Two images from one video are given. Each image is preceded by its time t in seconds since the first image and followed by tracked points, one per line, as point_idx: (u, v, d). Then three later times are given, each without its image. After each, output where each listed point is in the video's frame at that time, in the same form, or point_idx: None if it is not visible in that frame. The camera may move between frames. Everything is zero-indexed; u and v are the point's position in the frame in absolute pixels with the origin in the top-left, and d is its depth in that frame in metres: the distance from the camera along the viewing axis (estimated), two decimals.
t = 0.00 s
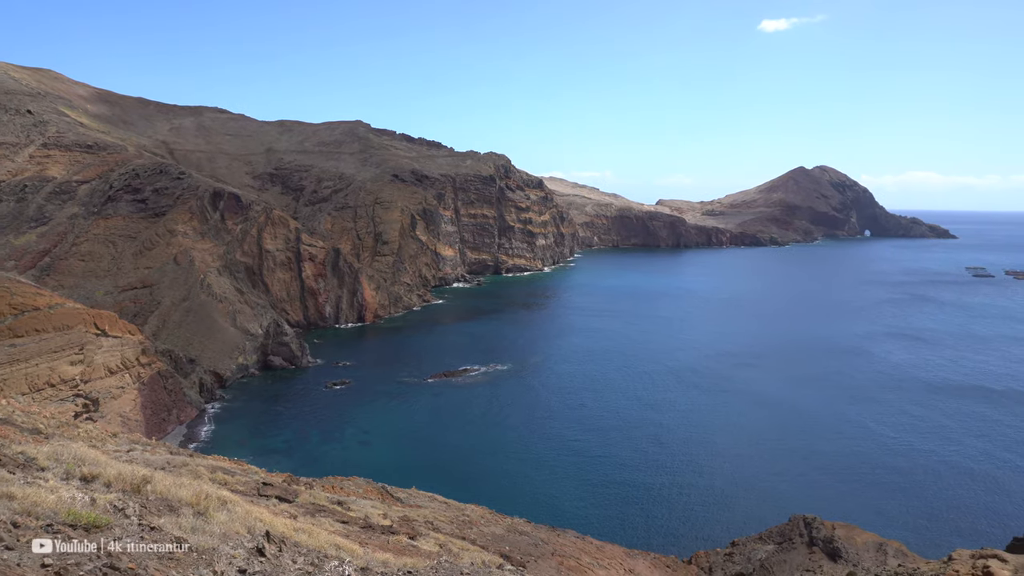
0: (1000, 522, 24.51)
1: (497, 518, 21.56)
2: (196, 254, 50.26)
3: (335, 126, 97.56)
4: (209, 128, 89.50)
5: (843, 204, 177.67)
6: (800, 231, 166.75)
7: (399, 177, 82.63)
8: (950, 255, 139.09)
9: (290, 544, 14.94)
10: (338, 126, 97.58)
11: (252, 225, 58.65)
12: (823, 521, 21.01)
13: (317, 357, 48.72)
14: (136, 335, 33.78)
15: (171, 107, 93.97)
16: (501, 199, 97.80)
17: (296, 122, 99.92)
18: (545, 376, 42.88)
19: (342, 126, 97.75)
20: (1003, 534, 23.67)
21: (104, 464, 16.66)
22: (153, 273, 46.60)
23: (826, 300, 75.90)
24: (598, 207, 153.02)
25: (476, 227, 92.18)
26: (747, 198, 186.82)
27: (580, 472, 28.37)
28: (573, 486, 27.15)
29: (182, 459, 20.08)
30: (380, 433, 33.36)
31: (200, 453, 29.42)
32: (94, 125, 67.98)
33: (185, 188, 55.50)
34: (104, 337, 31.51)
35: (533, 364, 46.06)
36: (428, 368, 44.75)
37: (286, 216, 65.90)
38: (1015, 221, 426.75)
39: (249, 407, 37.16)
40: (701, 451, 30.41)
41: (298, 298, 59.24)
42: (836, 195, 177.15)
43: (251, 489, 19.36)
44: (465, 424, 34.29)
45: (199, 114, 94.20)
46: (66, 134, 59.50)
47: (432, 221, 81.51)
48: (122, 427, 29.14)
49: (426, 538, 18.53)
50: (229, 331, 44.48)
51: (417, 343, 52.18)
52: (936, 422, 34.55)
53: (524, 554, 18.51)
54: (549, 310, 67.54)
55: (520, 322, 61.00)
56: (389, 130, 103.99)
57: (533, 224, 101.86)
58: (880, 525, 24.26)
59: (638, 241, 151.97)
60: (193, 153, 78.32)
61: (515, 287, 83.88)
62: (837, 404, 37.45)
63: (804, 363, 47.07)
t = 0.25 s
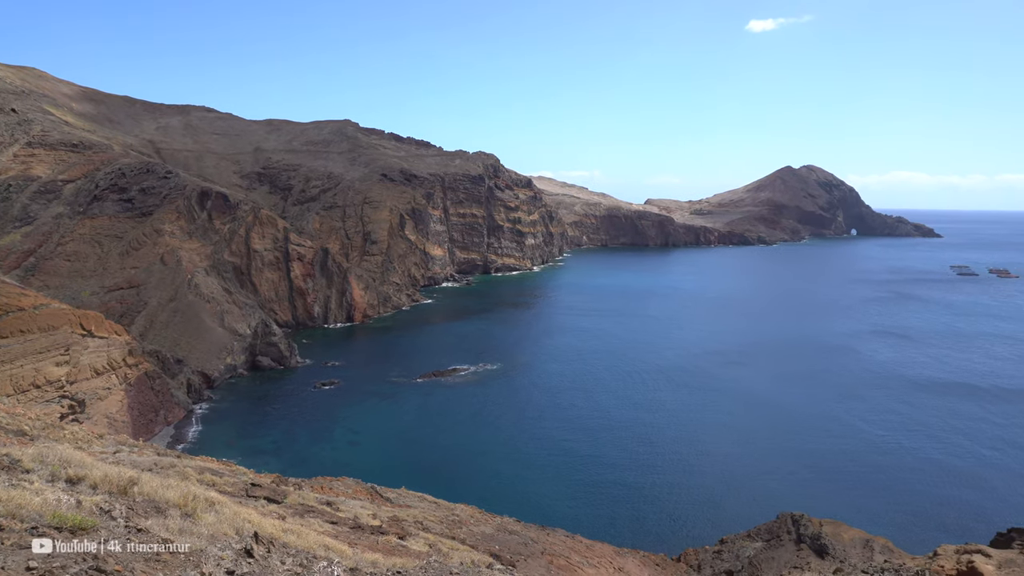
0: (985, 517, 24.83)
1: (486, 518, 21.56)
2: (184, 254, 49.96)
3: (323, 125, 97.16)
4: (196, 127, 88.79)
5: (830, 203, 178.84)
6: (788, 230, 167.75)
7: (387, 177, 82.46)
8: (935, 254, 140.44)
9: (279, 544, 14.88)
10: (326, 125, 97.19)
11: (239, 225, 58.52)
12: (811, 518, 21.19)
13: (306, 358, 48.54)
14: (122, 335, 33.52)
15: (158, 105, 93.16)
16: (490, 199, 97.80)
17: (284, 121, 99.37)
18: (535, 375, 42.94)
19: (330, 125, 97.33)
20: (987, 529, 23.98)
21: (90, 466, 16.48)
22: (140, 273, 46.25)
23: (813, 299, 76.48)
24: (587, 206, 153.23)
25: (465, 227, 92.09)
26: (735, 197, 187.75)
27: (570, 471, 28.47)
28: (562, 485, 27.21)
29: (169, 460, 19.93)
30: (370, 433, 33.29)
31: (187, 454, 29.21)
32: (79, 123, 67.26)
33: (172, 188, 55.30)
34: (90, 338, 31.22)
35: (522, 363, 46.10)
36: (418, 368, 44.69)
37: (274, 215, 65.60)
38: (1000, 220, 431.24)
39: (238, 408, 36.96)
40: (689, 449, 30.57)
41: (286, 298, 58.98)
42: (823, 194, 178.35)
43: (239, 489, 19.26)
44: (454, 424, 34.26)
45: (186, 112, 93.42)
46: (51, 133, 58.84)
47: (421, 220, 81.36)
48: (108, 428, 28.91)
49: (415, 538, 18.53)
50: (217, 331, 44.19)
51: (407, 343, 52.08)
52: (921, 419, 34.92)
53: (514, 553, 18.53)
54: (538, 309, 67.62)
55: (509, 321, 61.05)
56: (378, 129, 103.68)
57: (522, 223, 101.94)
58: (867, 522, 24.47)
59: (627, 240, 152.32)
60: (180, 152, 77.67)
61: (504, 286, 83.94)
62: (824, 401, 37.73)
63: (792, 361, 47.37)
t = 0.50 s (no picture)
0: (969, 513, 25.11)
1: (475, 518, 21.56)
2: (170, 254, 49.65)
3: (311, 125, 96.73)
4: (182, 126, 88.08)
5: (816, 203, 179.93)
6: (775, 230, 168.67)
7: (376, 177, 82.24)
8: (919, 253, 141.76)
9: (266, 546, 14.80)
10: (314, 124, 96.75)
11: (227, 225, 58.26)
12: (798, 516, 21.32)
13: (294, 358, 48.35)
14: (108, 336, 33.24)
15: (143, 105, 92.32)
16: (478, 199, 97.79)
17: (272, 121, 98.80)
18: (524, 375, 42.98)
19: (318, 125, 96.86)
20: (971, 526, 24.26)
21: (75, 468, 16.31)
22: (126, 274, 45.88)
23: (800, 298, 77.04)
24: (575, 206, 153.42)
25: (454, 227, 92.00)
26: (722, 198, 188.58)
27: (559, 470, 28.51)
28: (551, 484, 27.27)
29: (155, 462, 19.78)
30: (359, 433, 33.21)
31: (174, 455, 28.99)
32: (63, 123, 66.53)
33: (158, 188, 55.00)
34: (75, 339, 30.96)
35: (511, 363, 46.14)
36: (407, 368, 44.60)
37: (262, 215, 65.30)
38: (986, 219, 435.46)
39: (227, 409, 36.74)
40: (676, 448, 30.71)
41: (274, 298, 58.73)
42: (810, 194, 179.44)
43: (227, 491, 19.16)
44: (444, 424, 34.25)
45: (172, 112, 92.65)
46: (35, 132, 58.18)
47: (410, 220, 81.19)
48: (94, 430, 28.65)
49: (404, 539, 18.50)
50: (204, 332, 43.90)
51: (395, 343, 51.98)
52: (907, 417, 35.25)
53: (503, 553, 18.54)
54: (527, 309, 67.69)
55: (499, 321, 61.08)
56: (366, 129, 103.36)
57: (510, 223, 101.96)
58: (853, 519, 24.69)
59: (616, 240, 152.66)
60: (166, 151, 77.03)
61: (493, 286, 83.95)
62: (810, 400, 38.02)
63: (779, 360, 47.68)
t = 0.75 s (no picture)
0: (954, 509, 25.39)
1: (465, 518, 21.52)
2: (157, 254, 49.30)
3: (299, 124, 96.23)
4: (169, 125, 87.31)
5: (803, 202, 181.11)
6: (762, 229, 169.50)
7: (364, 176, 81.98)
8: (904, 252, 142.99)
9: (254, 548, 14.69)
10: (302, 124, 96.23)
11: (214, 225, 57.74)
12: (786, 514, 21.47)
13: (282, 358, 48.11)
14: (93, 337, 32.98)
15: (129, 103, 91.38)
16: (467, 198, 97.73)
17: (258, 120, 98.13)
18: (513, 375, 43.00)
19: (306, 124, 96.36)
20: (957, 521, 24.53)
21: (60, 471, 16.12)
22: (112, 274, 45.48)
23: (787, 296, 77.55)
24: (564, 206, 153.57)
25: (443, 226, 91.85)
26: (710, 197, 189.51)
27: (549, 470, 28.52)
28: (540, 483, 27.31)
29: (141, 463, 19.59)
30: (348, 434, 33.10)
31: (160, 456, 28.75)
32: (47, 121, 65.73)
33: (144, 187, 54.58)
34: (59, 340, 30.74)
35: (501, 362, 46.15)
36: (396, 368, 44.50)
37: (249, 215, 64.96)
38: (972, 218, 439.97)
39: (215, 410, 36.50)
40: (664, 446, 30.86)
41: (262, 298, 58.50)
42: (796, 194, 180.63)
43: (214, 492, 19.04)
44: (433, 423, 34.21)
45: (158, 110, 91.80)
46: (18, 131, 57.47)
47: (398, 220, 80.96)
48: (79, 432, 28.35)
49: (393, 539, 18.45)
50: (191, 332, 43.57)
51: (384, 343, 51.83)
52: (893, 415, 35.55)
53: (492, 553, 18.52)
54: (516, 309, 67.73)
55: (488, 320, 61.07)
56: (354, 128, 103.00)
57: (499, 223, 101.96)
58: (840, 516, 24.90)
59: (604, 239, 152.97)
60: (152, 150, 76.33)
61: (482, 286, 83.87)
62: (798, 398, 38.27)
63: (766, 358, 47.95)
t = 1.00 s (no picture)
0: (938, 506, 25.67)
1: (454, 517, 21.52)
2: (142, 254, 48.93)
3: (286, 123, 95.66)
4: (154, 124, 86.52)
5: (790, 202, 182.30)
6: (749, 228, 170.39)
7: (352, 176, 81.73)
8: (889, 251, 144.42)
9: (241, 549, 14.58)
10: (289, 123, 95.67)
11: (200, 224, 57.64)
12: (774, 512, 21.65)
13: (269, 358, 47.86)
14: (77, 337, 32.74)
15: (113, 102, 90.43)
16: (455, 198, 97.64)
17: (245, 118, 97.47)
18: (501, 374, 43.00)
19: (293, 123, 95.77)
20: (941, 518, 24.80)
21: (43, 472, 15.92)
22: (96, 274, 45.07)
23: (773, 295, 78.08)
24: (552, 205, 153.77)
25: (431, 226, 91.69)
26: (698, 197, 190.39)
27: (538, 469, 28.56)
28: (529, 483, 27.32)
29: (126, 465, 19.42)
30: (336, 434, 33.00)
31: (145, 458, 28.50)
32: (30, 120, 64.90)
33: (129, 186, 54.18)
34: (43, 340, 30.47)
35: (490, 362, 46.15)
36: (385, 368, 44.41)
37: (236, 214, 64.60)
38: (957, 218, 444.57)
39: (202, 411, 36.24)
40: (651, 445, 30.97)
41: (249, 298, 58.25)
42: (783, 194, 181.86)
43: (201, 494, 18.90)
44: (422, 423, 34.16)
45: (144, 109, 90.94)
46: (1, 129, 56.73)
47: (386, 219, 80.75)
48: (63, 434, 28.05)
49: (382, 539, 18.40)
50: (177, 333, 43.23)
51: (373, 343, 51.69)
52: (877, 413, 35.90)
53: (481, 552, 18.52)
54: (504, 308, 67.77)
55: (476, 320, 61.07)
56: (341, 127, 102.61)
57: (488, 223, 101.89)
58: (827, 514, 25.12)
59: (592, 239, 153.30)
60: (137, 149, 75.62)
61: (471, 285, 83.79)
62: (783, 397, 38.54)
63: (752, 357, 48.26)
